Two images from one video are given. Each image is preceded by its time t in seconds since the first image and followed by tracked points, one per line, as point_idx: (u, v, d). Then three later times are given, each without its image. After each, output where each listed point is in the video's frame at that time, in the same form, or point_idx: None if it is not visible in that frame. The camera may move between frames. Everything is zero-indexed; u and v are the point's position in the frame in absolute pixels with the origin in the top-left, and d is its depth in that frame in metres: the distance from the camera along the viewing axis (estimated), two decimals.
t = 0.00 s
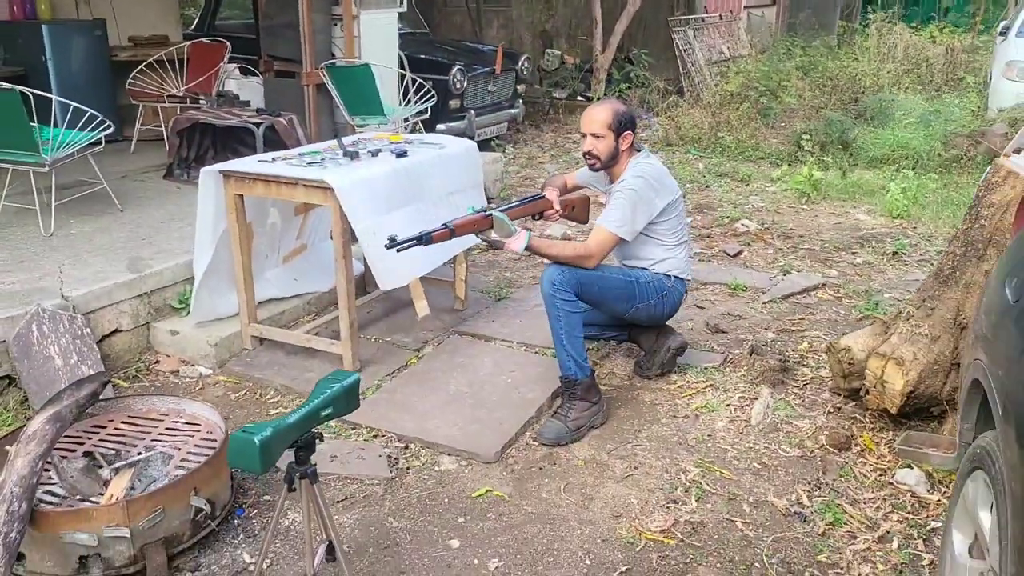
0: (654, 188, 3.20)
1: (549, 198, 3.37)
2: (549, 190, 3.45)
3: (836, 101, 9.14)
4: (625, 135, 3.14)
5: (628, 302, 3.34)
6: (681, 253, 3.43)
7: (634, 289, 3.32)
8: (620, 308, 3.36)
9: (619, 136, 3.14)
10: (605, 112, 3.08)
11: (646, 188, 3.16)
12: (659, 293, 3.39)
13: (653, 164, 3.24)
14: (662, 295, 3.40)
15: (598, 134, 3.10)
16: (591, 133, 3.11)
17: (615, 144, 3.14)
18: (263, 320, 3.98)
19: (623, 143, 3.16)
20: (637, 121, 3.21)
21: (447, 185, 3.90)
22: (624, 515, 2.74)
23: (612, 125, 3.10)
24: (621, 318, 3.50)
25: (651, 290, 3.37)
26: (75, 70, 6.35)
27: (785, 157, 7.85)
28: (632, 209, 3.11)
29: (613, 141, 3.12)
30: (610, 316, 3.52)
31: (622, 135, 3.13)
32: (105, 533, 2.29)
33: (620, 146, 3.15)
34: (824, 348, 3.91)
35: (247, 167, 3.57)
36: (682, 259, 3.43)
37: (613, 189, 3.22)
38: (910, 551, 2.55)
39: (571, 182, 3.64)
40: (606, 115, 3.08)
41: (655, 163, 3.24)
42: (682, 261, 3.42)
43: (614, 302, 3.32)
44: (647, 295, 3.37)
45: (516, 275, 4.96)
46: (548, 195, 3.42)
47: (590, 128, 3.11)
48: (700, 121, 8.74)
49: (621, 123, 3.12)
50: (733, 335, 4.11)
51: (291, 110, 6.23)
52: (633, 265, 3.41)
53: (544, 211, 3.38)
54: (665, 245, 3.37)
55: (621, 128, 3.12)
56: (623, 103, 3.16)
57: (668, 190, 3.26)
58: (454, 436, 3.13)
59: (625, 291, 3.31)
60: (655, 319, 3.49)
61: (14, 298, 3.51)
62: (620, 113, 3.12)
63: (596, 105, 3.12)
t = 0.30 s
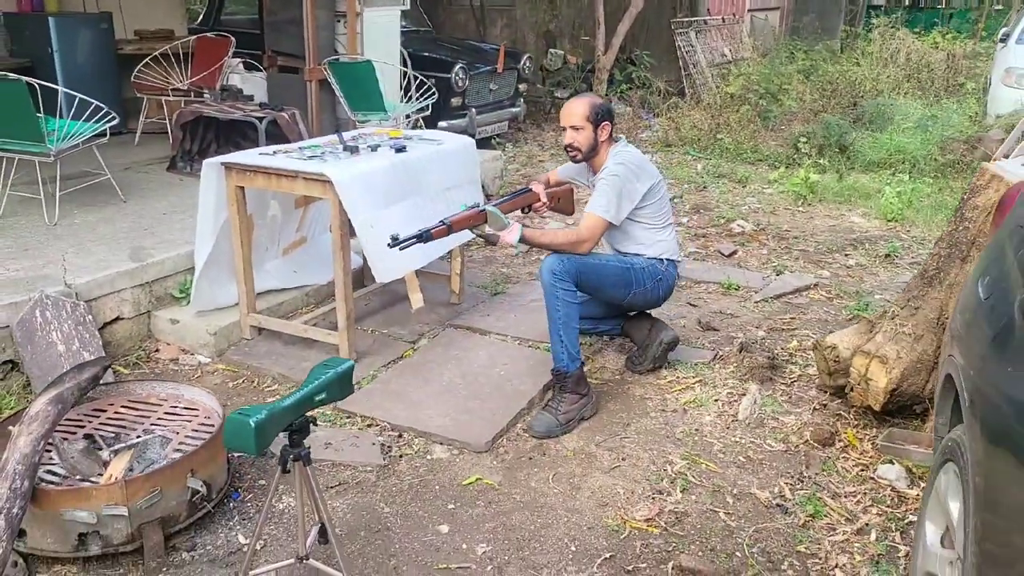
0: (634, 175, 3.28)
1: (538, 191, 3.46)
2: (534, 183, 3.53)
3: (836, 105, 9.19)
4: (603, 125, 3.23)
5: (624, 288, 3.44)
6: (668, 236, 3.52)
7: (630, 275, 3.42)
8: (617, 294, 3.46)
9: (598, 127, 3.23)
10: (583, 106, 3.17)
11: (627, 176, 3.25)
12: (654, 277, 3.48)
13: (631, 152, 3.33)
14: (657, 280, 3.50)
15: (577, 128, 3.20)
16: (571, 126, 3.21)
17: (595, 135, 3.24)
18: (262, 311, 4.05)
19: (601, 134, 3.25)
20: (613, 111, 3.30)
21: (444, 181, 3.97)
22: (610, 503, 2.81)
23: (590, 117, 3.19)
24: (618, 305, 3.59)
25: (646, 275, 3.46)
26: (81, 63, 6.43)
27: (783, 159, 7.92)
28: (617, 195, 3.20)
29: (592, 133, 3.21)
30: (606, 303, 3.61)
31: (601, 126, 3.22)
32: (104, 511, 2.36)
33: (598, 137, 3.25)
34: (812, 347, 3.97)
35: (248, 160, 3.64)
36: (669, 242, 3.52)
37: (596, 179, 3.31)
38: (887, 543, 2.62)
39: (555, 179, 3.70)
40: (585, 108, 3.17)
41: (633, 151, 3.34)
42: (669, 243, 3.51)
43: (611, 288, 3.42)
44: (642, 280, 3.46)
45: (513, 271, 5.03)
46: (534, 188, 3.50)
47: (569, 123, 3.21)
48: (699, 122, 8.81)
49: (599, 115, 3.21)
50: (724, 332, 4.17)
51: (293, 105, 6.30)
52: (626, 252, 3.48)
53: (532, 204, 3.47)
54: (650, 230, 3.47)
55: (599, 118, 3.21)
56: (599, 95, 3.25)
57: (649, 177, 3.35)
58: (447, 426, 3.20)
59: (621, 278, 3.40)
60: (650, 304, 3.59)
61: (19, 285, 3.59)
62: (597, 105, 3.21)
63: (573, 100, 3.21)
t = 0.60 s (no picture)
0: (642, 169, 3.31)
1: (543, 181, 3.51)
2: (541, 173, 3.59)
3: (842, 103, 9.18)
4: (609, 122, 3.26)
5: (635, 280, 3.48)
6: (677, 229, 3.55)
7: (641, 266, 3.45)
8: (628, 286, 3.49)
9: (604, 124, 3.26)
10: (589, 104, 3.21)
11: (634, 168, 3.28)
12: (664, 269, 3.52)
13: (639, 146, 3.35)
14: (667, 272, 3.53)
15: (583, 125, 3.24)
16: (577, 124, 3.25)
17: (601, 132, 3.27)
18: (267, 303, 4.09)
19: (608, 130, 3.28)
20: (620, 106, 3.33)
21: (449, 176, 4.00)
22: (610, 497, 2.83)
23: (596, 115, 3.22)
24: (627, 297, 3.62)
25: (657, 267, 3.49)
26: (90, 55, 6.47)
27: (789, 157, 7.93)
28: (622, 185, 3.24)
29: (598, 130, 3.25)
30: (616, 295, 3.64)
31: (607, 123, 3.25)
32: (110, 499, 2.39)
33: (605, 134, 3.28)
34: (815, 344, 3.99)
35: (255, 153, 3.67)
36: (678, 235, 3.54)
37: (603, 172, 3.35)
38: (885, 538, 2.64)
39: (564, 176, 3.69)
40: (591, 107, 3.20)
41: (642, 145, 3.36)
42: (678, 236, 3.54)
43: (622, 279, 3.45)
44: (653, 272, 3.50)
45: (517, 266, 5.05)
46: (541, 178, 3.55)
47: (576, 120, 3.25)
48: (706, 119, 8.81)
49: (605, 112, 3.24)
50: (727, 329, 4.19)
51: (300, 99, 6.33)
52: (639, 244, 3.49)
53: (538, 194, 3.53)
54: (659, 223, 3.50)
55: (605, 116, 3.25)
56: (606, 93, 3.28)
57: (658, 170, 3.38)
58: (449, 419, 3.23)
59: (631, 268, 3.43)
60: (660, 296, 3.62)
61: (28, 274, 3.62)
62: (603, 102, 3.25)
63: (580, 98, 3.24)
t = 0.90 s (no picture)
0: (648, 177, 3.32)
1: (554, 188, 3.56)
2: (552, 180, 3.62)
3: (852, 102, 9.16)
4: (613, 136, 3.27)
5: (639, 288, 3.48)
6: (686, 239, 3.56)
7: (646, 276, 3.46)
8: (633, 293, 3.51)
9: (608, 139, 3.26)
10: (592, 121, 3.22)
11: (640, 177, 3.28)
12: (670, 281, 3.52)
13: (645, 155, 3.36)
14: (673, 284, 3.53)
15: (587, 142, 3.24)
16: (582, 141, 3.25)
17: (606, 147, 3.27)
18: (276, 299, 4.11)
19: (612, 144, 3.28)
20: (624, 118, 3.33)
21: (457, 174, 4.01)
22: (615, 495, 2.84)
23: (599, 131, 3.23)
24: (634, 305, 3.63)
25: (664, 278, 3.49)
26: (101, 53, 6.52)
27: (798, 156, 7.92)
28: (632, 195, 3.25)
29: (603, 145, 3.25)
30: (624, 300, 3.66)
31: (611, 137, 3.26)
32: (120, 492, 2.42)
33: (610, 148, 3.28)
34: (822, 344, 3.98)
35: (265, 150, 3.69)
36: (687, 244, 3.55)
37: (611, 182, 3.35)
38: (890, 538, 2.64)
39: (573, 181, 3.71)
40: (593, 123, 3.22)
41: (647, 153, 3.36)
42: (686, 246, 3.55)
43: (627, 287, 3.47)
44: (658, 283, 3.50)
45: (525, 264, 5.06)
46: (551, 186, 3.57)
47: (580, 137, 3.26)
48: (714, 119, 8.80)
49: (608, 127, 3.24)
50: (734, 328, 4.19)
51: (310, 96, 6.35)
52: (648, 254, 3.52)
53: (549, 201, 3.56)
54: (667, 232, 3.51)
55: (609, 130, 3.25)
56: (608, 107, 3.28)
57: (665, 178, 3.38)
58: (456, 416, 3.24)
59: (638, 277, 3.46)
60: (667, 306, 3.62)
61: (40, 269, 3.65)
62: (605, 117, 3.25)
63: (582, 115, 3.25)
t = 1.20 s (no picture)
0: (657, 187, 3.32)
1: (565, 196, 3.57)
2: (563, 186, 3.62)
3: (862, 102, 9.12)
4: (620, 146, 3.26)
5: (648, 292, 3.48)
6: (698, 247, 3.60)
7: (656, 281, 3.46)
8: (641, 297, 3.50)
9: (614, 149, 3.26)
10: (599, 132, 3.22)
11: (648, 187, 3.28)
12: (679, 288, 3.53)
13: (653, 164, 3.36)
14: (682, 291, 3.54)
15: (593, 152, 3.24)
16: (587, 151, 3.25)
17: (612, 156, 3.27)
18: (283, 296, 4.13)
19: (619, 154, 3.28)
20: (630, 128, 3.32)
21: (463, 172, 4.01)
22: (620, 492, 2.85)
23: (605, 142, 3.23)
24: (639, 308, 3.63)
25: (673, 287, 3.51)
26: (112, 51, 6.56)
27: (806, 157, 7.91)
28: (642, 205, 3.26)
29: (609, 155, 3.25)
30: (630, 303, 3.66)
31: (617, 148, 3.25)
32: (127, 485, 2.43)
33: (616, 158, 3.28)
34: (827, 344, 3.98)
35: (273, 147, 3.71)
36: (695, 252, 3.58)
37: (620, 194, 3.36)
38: (894, 537, 2.64)
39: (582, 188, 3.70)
40: (599, 134, 3.22)
41: (654, 162, 3.36)
42: (698, 255, 3.59)
43: (637, 290, 3.47)
44: (667, 288, 3.51)
45: (532, 263, 5.07)
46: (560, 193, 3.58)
47: (586, 148, 3.26)
48: (723, 119, 8.80)
49: (614, 137, 3.24)
50: (740, 327, 4.19)
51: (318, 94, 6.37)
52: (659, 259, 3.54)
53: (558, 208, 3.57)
54: (676, 240, 3.54)
55: (615, 140, 3.25)
56: (614, 118, 3.29)
57: (674, 187, 3.39)
58: (461, 412, 3.25)
59: (649, 283, 3.46)
60: (673, 312, 3.63)
61: (50, 265, 3.68)
62: (611, 127, 3.25)
63: (588, 127, 3.25)
